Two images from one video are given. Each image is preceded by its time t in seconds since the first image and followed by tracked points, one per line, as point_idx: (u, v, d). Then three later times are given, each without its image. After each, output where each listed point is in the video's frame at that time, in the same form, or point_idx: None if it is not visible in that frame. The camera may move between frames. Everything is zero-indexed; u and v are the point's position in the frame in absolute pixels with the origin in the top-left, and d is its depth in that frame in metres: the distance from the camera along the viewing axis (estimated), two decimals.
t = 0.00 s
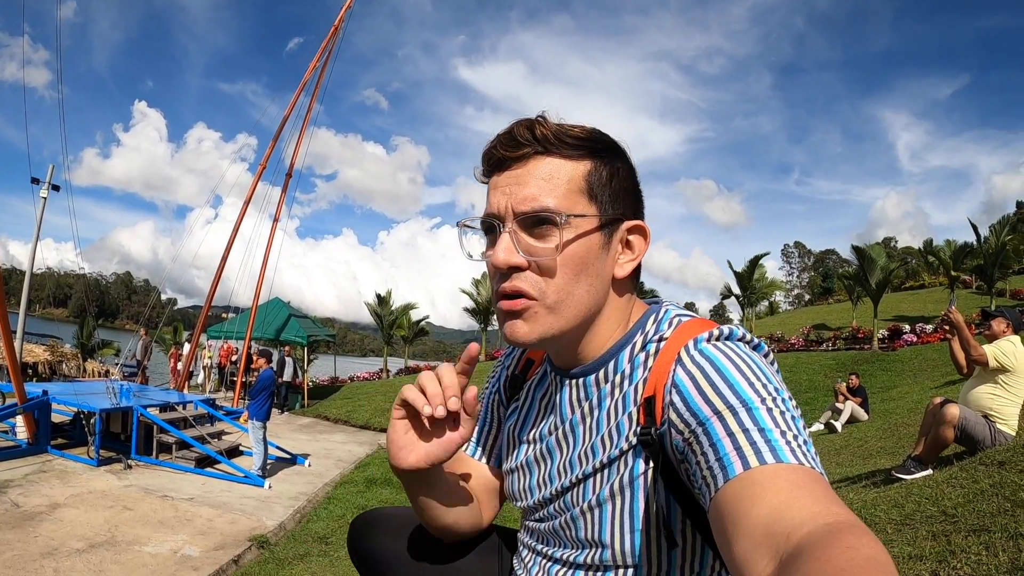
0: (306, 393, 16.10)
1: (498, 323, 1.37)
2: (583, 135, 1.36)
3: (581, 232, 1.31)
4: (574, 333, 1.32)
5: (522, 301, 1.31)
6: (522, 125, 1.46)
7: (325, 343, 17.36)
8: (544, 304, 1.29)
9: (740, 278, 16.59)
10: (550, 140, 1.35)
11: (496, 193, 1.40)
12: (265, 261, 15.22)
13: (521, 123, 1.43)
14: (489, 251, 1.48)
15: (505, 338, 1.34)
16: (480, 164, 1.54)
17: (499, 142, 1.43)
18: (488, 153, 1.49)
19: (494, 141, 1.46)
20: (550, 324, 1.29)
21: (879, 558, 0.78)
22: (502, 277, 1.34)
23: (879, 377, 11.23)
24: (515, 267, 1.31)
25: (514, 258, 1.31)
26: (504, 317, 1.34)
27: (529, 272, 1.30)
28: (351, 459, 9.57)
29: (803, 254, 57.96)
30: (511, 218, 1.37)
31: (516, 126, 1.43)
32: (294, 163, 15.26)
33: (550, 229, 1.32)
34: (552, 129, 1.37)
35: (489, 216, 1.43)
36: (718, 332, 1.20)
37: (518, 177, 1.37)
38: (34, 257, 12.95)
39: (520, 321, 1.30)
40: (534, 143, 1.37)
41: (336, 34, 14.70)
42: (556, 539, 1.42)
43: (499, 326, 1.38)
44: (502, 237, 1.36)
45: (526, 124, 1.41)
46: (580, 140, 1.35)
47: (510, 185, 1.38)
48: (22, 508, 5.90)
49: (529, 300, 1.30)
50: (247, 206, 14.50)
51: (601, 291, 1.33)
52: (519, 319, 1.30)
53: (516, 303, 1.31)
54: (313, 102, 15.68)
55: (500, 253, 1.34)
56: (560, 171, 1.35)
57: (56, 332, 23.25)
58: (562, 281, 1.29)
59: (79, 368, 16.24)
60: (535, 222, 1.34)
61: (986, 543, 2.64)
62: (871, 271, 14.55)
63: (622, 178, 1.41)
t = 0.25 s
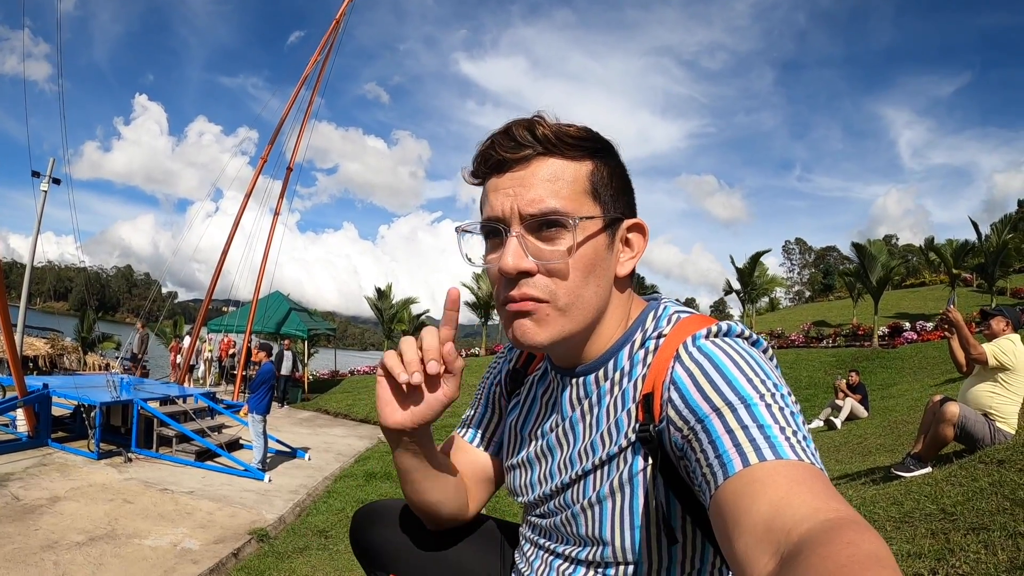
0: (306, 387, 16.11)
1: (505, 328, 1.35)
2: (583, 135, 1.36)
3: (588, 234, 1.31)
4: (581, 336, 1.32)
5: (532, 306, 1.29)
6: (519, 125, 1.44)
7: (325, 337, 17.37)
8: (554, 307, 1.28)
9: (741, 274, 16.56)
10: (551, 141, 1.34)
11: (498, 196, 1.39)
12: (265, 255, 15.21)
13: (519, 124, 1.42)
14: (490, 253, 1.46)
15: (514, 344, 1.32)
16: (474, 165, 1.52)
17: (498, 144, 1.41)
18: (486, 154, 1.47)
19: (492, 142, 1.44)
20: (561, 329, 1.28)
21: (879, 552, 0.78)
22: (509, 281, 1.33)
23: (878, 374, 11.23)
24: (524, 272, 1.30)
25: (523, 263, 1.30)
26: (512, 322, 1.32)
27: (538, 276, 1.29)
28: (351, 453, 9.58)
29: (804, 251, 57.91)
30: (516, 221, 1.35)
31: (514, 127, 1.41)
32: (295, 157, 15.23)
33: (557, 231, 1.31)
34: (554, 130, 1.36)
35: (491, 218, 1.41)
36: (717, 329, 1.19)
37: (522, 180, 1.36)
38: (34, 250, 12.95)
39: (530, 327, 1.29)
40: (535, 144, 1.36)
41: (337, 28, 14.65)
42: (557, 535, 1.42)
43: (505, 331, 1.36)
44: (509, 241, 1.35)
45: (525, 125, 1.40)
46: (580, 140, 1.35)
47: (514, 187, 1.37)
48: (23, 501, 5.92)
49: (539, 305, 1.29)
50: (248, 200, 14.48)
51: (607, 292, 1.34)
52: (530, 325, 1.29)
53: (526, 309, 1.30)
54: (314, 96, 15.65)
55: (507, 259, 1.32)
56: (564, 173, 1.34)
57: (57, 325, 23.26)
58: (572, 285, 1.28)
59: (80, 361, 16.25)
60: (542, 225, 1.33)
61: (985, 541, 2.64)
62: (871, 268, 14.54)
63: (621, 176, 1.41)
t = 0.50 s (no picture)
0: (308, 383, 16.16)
1: (508, 320, 1.35)
2: (594, 132, 1.37)
3: (594, 231, 1.32)
4: (584, 329, 1.32)
5: (536, 298, 1.30)
6: (530, 120, 1.44)
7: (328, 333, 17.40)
8: (559, 300, 1.29)
9: (744, 274, 16.53)
10: (563, 136, 1.35)
11: (507, 189, 1.39)
12: (268, 251, 15.24)
13: (531, 118, 1.42)
14: (495, 245, 1.46)
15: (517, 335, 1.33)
16: (483, 158, 1.52)
17: (508, 137, 1.42)
18: (495, 147, 1.47)
19: (503, 135, 1.44)
20: (567, 322, 1.29)
21: (875, 549, 0.79)
22: (515, 272, 1.33)
23: (880, 375, 11.22)
24: (531, 263, 1.31)
25: (530, 255, 1.30)
26: (516, 312, 1.33)
27: (545, 270, 1.30)
28: (352, 450, 9.60)
29: (808, 251, 57.75)
30: (524, 213, 1.36)
31: (526, 121, 1.42)
32: (298, 154, 15.25)
33: (565, 226, 1.32)
34: (566, 126, 1.36)
35: (499, 211, 1.41)
36: (715, 326, 1.20)
37: (532, 174, 1.36)
38: (38, 245, 12.97)
39: (534, 318, 1.29)
40: (546, 139, 1.36)
41: (341, 25, 14.67)
42: (558, 533, 1.43)
43: (508, 322, 1.36)
44: (515, 233, 1.35)
45: (537, 120, 1.40)
46: (591, 138, 1.35)
47: (524, 181, 1.37)
48: (25, 495, 5.95)
49: (544, 297, 1.29)
50: (251, 196, 14.51)
51: (612, 289, 1.34)
52: (533, 316, 1.29)
53: (531, 299, 1.30)
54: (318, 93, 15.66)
55: (514, 250, 1.33)
56: (575, 170, 1.35)
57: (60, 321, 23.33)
58: (578, 279, 1.29)
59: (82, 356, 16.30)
60: (550, 218, 1.33)
61: (987, 543, 2.64)
62: (874, 269, 14.50)
63: (628, 176, 1.43)
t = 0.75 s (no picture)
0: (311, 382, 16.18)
1: (511, 320, 1.35)
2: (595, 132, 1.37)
3: (597, 231, 1.32)
4: (587, 330, 1.32)
5: (539, 298, 1.30)
6: (531, 122, 1.44)
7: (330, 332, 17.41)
8: (562, 300, 1.29)
9: (746, 274, 16.51)
10: (563, 138, 1.35)
11: (508, 190, 1.39)
12: (271, 250, 15.26)
13: (532, 120, 1.42)
14: (497, 246, 1.46)
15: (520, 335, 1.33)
16: (484, 160, 1.52)
17: (509, 139, 1.42)
18: (496, 149, 1.47)
19: (503, 137, 1.44)
20: (570, 323, 1.29)
21: (878, 551, 0.79)
22: (518, 273, 1.33)
23: (883, 375, 11.20)
24: (533, 264, 1.31)
25: (533, 256, 1.30)
26: (518, 313, 1.33)
27: (548, 270, 1.30)
28: (355, 449, 9.61)
29: (810, 251, 57.69)
30: (527, 214, 1.36)
31: (527, 123, 1.42)
32: (301, 153, 15.26)
33: (567, 226, 1.32)
34: (567, 128, 1.36)
35: (501, 212, 1.41)
36: (716, 327, 1.19)
37: (534, 175, 1.36)
38: (41, 244, 13.00)
39: (537, 318, 1.30)
40: (547, 141, 1.36)
41: (344, 24, 14.67)
42: (561, 535, 1.43)
43: (511, 323, 1.37)
44: (518, 234, 1.35)
45: (539, 121, 1.40)
46: (592, 140, 1.35)
47: (526, 183, 1.37)
48: (27, 494, 5.96)
49: (547, 298, 1.29)
50: (254, 196, 14.52)
51: (614, 289, 1.35)
52: (536, 316, 1.29)
53: (533, 301, 1.30)
54: (321, 92, 15.67)
55: (517, 251, 1.33)
56: (577, 171, 1.35)
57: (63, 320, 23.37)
58: (581, 280, 1.29)
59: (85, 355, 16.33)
60: (552, 219, 1.33)
61: (990, 545, 2.63)
62: (878, 268, 14.47)
63: (629, 177, 1.43)
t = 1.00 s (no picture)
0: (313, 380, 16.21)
1: (516, 320, 1.35)
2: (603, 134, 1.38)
3: (604, 232, 1.32)
4: (593, 332, 1.32)
5: (546, 297, 1.30)
6: (537, 123, 1.44)
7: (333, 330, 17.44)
8: (570, 301, 1.29)
9: (749, 273, 16.48)
10: (571, 139, 1.35)
11: (515, 190, 1.39)
12: (274, 248, 15.28)
13: (538, 121, 1.42)
14: (501, 246, 1.46)
15: (525, 335, 1.32)
16: (489, 159, 1.52)
17: (516, 139, 1.41)
18: (502, 148, 1.46)
19: (509, 138, 1.44)
20: (577, 323, 1.28)
21: (879, 549, 0.79)
22: (524, 272, 1.33)
23: (886, 376, 11.17)
24: (541, 264, 1.30)
25: (541, 255, 1.30)
26: (525, 313, 1.32)
27: (555, 270, 1.30)
28: (357, 447, 9.63)
29: (814, 250, 57.40)
30: (534, 214, 1.36)
31: (534, 123, 1.41)
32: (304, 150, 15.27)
33: (575, 227, 1.32)
34: (574, 129, 1.36)
35: (507, 212, 1.41)
36: (716, 328, 1.20)
37: (542, 175, 1.36)
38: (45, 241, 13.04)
39: (543, 318, 1.29)
40: (554, 141, 1.36)
41: (347, 22, 14.66)
42: (563, 537, 1.43)
43: (515, 323, 1.36)
44: (525, 233, 1.35)
45: (546, 122, 1.40)
46: (599, 142, 1.36)
47: (533, 182, 1.37)
48: (30, 491, 5.99)
49: (554, 297, 1.29)
50: (257, 193, 14.54)
51: (619, 290, 1.35)
52: (543, 316, 1.29)
53: (540, 300, 1.30)
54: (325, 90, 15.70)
55: (524, 250, 1.32)
56: (584, 172, 1.35)
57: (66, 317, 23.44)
58: (589, 280, 1.29)
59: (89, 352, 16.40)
60: (559, 220, 1.34)
61: (992, 547, 2.63)
62: (881, 268, 14.43)
63: (633, 181, 1.43)
